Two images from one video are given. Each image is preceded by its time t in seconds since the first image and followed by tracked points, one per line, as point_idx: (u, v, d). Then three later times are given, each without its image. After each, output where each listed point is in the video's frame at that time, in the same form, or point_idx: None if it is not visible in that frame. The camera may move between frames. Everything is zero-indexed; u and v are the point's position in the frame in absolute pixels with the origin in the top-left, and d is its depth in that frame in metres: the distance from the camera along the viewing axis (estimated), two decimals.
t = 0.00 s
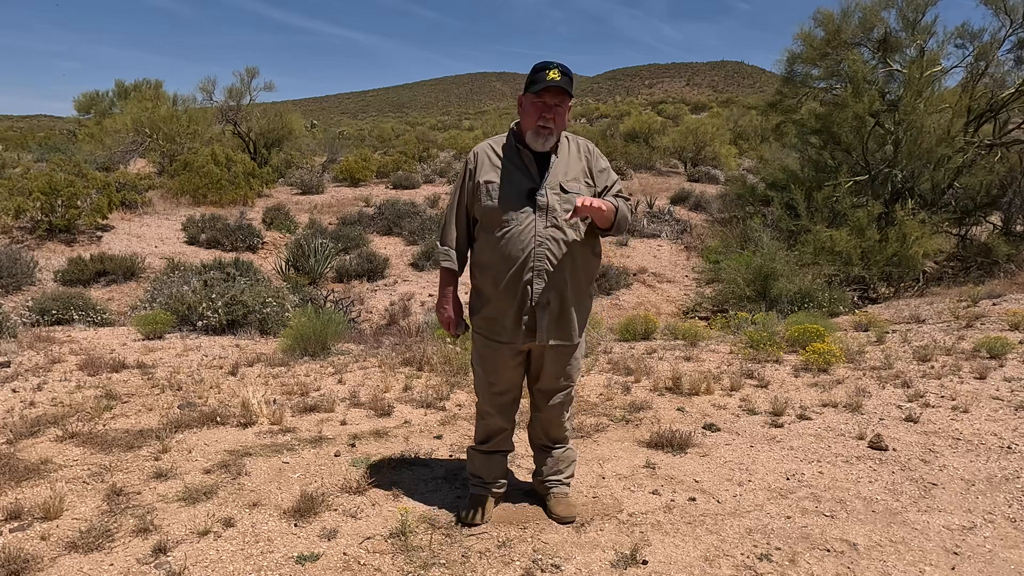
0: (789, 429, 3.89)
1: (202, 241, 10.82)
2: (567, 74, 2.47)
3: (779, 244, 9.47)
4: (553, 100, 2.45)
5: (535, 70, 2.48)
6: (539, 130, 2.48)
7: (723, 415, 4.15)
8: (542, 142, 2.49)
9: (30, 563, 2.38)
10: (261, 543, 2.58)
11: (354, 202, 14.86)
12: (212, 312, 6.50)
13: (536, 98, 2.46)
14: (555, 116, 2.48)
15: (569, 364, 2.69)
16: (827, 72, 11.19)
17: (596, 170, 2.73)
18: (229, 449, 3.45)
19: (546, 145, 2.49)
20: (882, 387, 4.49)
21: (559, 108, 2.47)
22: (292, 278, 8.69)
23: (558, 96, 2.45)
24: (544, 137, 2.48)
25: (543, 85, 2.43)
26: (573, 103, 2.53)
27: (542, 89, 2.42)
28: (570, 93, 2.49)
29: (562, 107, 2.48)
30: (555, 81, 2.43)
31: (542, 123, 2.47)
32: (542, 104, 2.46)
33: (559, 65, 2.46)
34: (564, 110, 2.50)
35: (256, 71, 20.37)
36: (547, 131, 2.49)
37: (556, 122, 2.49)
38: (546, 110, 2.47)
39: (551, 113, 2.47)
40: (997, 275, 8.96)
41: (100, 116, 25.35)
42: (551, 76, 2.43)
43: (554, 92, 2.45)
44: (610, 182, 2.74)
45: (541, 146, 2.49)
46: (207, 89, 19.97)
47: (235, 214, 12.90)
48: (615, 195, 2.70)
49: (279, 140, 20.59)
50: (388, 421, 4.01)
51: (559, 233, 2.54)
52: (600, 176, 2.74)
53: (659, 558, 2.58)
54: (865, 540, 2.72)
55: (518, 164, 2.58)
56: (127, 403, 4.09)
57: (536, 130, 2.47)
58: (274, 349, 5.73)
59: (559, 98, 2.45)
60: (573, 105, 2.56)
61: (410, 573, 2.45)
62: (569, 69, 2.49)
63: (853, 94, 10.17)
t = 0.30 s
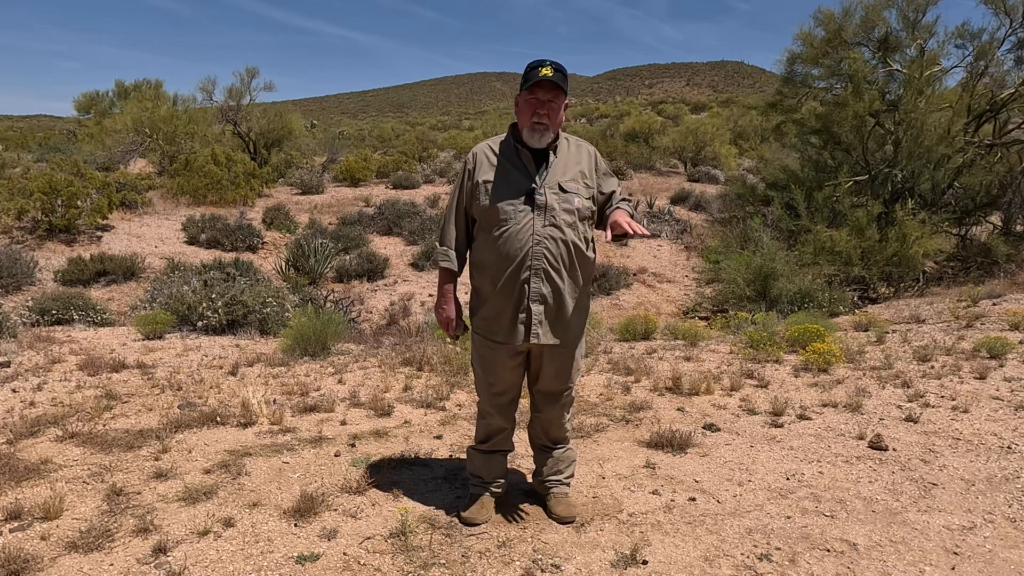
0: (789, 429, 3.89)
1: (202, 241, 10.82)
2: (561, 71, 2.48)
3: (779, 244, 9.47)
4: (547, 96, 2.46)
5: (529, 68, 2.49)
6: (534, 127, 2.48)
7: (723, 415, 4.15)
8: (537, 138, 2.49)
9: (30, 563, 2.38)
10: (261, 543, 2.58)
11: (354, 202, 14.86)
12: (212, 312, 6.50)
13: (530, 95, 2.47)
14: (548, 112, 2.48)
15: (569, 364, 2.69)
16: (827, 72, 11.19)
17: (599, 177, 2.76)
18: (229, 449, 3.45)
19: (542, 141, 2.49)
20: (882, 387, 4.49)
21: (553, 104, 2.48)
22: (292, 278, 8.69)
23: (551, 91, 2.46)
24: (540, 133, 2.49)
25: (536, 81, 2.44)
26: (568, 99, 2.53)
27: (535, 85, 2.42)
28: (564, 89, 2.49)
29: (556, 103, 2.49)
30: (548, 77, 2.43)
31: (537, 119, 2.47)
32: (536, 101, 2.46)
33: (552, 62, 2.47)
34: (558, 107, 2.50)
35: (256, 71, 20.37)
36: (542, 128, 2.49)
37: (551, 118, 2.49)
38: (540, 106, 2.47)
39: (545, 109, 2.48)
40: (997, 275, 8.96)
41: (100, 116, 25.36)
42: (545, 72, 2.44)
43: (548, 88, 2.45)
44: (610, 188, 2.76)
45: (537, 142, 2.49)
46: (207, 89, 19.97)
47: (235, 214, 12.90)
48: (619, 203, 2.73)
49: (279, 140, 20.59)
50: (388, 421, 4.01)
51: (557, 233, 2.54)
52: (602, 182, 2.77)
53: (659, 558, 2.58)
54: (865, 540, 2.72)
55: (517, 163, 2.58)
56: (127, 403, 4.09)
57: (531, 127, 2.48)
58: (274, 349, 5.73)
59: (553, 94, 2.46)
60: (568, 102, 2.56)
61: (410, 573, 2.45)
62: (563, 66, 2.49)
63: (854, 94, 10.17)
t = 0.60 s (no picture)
0: (789, 429, 3.89)
1: (202, 241, 10.82)
2: (564, 71, 2.48)
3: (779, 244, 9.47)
4: (550, 96, 2.45)
5: (532, 69, 2.48)
6: (538, 127, 2.49)
7: (723, 415, 4.15)
8: (541, 138, 2.49)
9: (30, 563, 2.38)
10: (261, 544, 2.58)
11: (354, 202, 14.86)
12: (212, 312, 6.50)
13: (533, 95, 2.46)
14: (553, 113, 2.48)
15: (572, 364, 2.70)
16: (827, 71, 11.19)
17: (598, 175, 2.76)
18: (228, 449, 3.45)
19: (546, 142, 2.50)
20: (882, 387, 4.49)
21: (558, 105, 2.48)
22: (292, 278, 8.69)
23: (555, 91, 2.45)
24: (544, 134, 2.49)
25: (540, 82, 2.43)
26: (571, 100, 2.54)
27: (539, 85, 2.42)
28: (568, 90, 2.50)
29: (561, 104, 2.49)
30: (551, 77, 2.43)
31: (542, 120, 2.47)
32: (541, 101, 2.46)
33: (555, 63, 2.47)
34: (563, 107, 2.50)
35: (256, 71, 20.36)
36: (546, 128, 2.49)
37: (555, 118, 2.50)
38: (545, 107, 2.47)
39: (549, 110, 2.47)
40: (997, 275, 8.96)
41: (100, 116, 25.36)
42: (549, 72, 2.44)
43: (552, 89, 2.45)
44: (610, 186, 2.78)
45: (541, 143, 2.50)
46: (207, 89, 19.96)
47: (235, 214, 12.90)
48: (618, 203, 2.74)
49: (279, 140, 20.59)
50: (388, 421, 4.00)
51: (562, 231, 2.55)
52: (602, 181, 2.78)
53: (659, 558, 2.58)
54: (865, 540, 2.72)
55: (519, 163, 2.58)
56: (127, 403, 4.09)
57: (535, 127, 2.48)
58: (274, 349, 5.73)
59: (557, 95, 2.46)
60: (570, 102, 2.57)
61: (410, 573, 2.45)
62: (566, 67, 2.50)
63: (854, 94, 10.17)
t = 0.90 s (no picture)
0: (789, 429, 3.89)
1: (202, 241, 10.82)
2: (578, 82, 2.48)
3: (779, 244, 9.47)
4: (569, 110, 2.45)
5: (546, 77, 2.46)
6: (554, 139, 2.49)
7: (723, 415, 4.15)
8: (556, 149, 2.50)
9: (30, 563, 2.38)
10: (261, 543, 2.58)
11: (354, 202, 14.86)
12: (212, 312, 6.50)
13: (551, 107, 2.45)
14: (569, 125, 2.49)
15: (574, 363, 2.71)
16: (827, 72, 11.19)
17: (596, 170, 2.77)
18: (228, 449, 3.45)
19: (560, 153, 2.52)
20: (882, 387, 4.49)
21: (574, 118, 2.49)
22: (292, 278, 8.69)
23: (573, 105, 2.46)
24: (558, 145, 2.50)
25: (559, 94, 2.42)
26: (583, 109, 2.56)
27: (559, 99, 2.42)
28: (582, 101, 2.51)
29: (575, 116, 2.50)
30: (570, 91, 2.43)
31: (558, 133, 2.48)
32: (558, 114, 2.46)
33: (570, 74, 2.46)
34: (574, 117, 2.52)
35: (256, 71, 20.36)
36: (562, 140, 2.50)
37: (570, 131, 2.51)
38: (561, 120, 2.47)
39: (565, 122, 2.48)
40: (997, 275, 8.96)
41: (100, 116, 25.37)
42: (567, 85, 2.43)
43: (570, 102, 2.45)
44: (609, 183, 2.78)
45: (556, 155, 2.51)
46: (207, 89, 19.96)
47: (235, 214, 12.90)
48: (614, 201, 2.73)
49: (279, 140, 20.58)
50: (388, 421, 4.01)
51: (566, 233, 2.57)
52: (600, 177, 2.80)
53: (659, 558, 2.58)
54: (865, 540, 2.72)
55: (524, 166, 2.58)
56: (127, 403, 4.09)
57: (551, 139, 2.49)
58: (274, 349, 5.72)
59: (574, 107, 2.46)
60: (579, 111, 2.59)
61: (410, 573, 2.45)
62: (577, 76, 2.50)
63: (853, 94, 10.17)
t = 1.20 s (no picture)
0: (789, 429, 3.89)
1: (202, 241, 10.82)
2: (576, 83, 2.48)
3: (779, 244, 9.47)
4: (568, 112, 2.45)
5: (545, 78, 2.46)
6: (553, 141, 2.49)
7: (723, 415, 4.15)
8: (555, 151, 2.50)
9: (30, 563, 2.38)
10: (261, 543, 2.58)
11: (354, 202, 14.86)
12: (212, 312, 6.51)
13: (549, 109, 2.45)
14: (567, 126, 2.49)
15: (573, 364, 2.71)
16: (827, 72, 11.19)
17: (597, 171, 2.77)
18: (228, 449, 3.45)
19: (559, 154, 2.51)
20: (882, 387, 4.49)
21: (571, 119, 2.48)
22: (292, 278, 8.69)
23: (572, 107, 2.45)
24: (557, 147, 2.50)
25: (557, 96, 2.42)
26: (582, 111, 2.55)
27: (558, 101, 2.41)
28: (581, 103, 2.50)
29: (574, 118, 2.50)
30: (568, 92, 2.43)
31: (557, 134, 2.48)
32: (558, 116, 2.45)
33: (568, 75, 2.46)
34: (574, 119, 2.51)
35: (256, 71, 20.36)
36: (560, 140, 2.50)
37: (568, 132, 2.51)
38: (560, 122, 2.47)
39: (564, 124, 2.48)
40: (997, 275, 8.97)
41: (100, 116, 25.37)
42: (565, 87, 2.43)
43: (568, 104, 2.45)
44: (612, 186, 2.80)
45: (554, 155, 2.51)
46: (207, 89, 19.97)
47: (235, 214, 12.90)
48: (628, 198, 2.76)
49: (279, 140, 20.58)
50: (388, 421, 4.01)
51: (566, 234, 2.57)
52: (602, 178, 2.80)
53: (659, 558, 2.58)
54: (865, 540, 2.72)
55: (523, 167, 2.58)
56: (127, 403, 4.09)
57: (550, 141, 2.48)
58: (274, 349, 5.72)
59: (572, 109, 2.46)
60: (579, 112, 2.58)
61: (410, 573, 2.45)
62: (576, 77, 2.50)
63: (853, 94, 10.18)
